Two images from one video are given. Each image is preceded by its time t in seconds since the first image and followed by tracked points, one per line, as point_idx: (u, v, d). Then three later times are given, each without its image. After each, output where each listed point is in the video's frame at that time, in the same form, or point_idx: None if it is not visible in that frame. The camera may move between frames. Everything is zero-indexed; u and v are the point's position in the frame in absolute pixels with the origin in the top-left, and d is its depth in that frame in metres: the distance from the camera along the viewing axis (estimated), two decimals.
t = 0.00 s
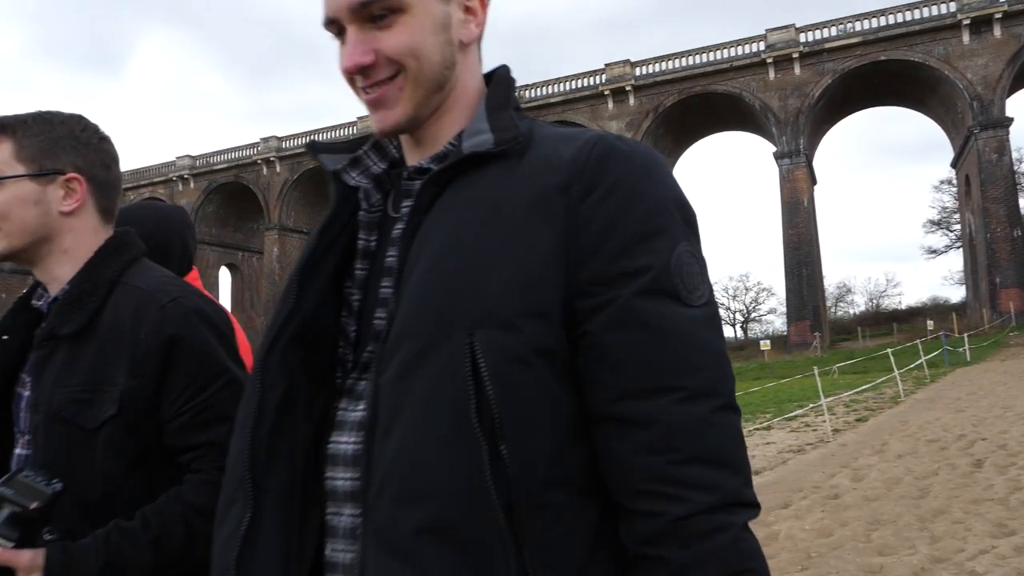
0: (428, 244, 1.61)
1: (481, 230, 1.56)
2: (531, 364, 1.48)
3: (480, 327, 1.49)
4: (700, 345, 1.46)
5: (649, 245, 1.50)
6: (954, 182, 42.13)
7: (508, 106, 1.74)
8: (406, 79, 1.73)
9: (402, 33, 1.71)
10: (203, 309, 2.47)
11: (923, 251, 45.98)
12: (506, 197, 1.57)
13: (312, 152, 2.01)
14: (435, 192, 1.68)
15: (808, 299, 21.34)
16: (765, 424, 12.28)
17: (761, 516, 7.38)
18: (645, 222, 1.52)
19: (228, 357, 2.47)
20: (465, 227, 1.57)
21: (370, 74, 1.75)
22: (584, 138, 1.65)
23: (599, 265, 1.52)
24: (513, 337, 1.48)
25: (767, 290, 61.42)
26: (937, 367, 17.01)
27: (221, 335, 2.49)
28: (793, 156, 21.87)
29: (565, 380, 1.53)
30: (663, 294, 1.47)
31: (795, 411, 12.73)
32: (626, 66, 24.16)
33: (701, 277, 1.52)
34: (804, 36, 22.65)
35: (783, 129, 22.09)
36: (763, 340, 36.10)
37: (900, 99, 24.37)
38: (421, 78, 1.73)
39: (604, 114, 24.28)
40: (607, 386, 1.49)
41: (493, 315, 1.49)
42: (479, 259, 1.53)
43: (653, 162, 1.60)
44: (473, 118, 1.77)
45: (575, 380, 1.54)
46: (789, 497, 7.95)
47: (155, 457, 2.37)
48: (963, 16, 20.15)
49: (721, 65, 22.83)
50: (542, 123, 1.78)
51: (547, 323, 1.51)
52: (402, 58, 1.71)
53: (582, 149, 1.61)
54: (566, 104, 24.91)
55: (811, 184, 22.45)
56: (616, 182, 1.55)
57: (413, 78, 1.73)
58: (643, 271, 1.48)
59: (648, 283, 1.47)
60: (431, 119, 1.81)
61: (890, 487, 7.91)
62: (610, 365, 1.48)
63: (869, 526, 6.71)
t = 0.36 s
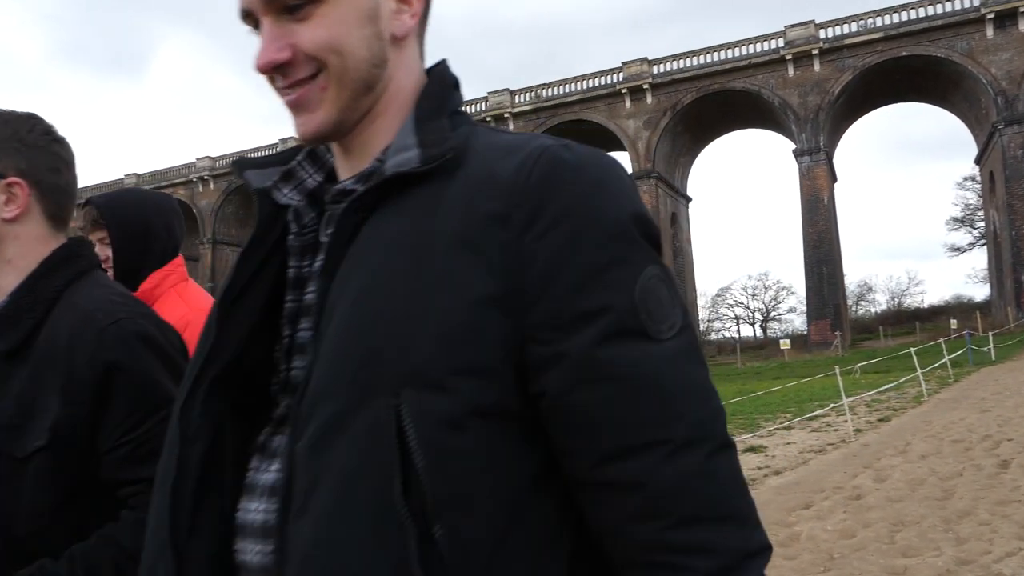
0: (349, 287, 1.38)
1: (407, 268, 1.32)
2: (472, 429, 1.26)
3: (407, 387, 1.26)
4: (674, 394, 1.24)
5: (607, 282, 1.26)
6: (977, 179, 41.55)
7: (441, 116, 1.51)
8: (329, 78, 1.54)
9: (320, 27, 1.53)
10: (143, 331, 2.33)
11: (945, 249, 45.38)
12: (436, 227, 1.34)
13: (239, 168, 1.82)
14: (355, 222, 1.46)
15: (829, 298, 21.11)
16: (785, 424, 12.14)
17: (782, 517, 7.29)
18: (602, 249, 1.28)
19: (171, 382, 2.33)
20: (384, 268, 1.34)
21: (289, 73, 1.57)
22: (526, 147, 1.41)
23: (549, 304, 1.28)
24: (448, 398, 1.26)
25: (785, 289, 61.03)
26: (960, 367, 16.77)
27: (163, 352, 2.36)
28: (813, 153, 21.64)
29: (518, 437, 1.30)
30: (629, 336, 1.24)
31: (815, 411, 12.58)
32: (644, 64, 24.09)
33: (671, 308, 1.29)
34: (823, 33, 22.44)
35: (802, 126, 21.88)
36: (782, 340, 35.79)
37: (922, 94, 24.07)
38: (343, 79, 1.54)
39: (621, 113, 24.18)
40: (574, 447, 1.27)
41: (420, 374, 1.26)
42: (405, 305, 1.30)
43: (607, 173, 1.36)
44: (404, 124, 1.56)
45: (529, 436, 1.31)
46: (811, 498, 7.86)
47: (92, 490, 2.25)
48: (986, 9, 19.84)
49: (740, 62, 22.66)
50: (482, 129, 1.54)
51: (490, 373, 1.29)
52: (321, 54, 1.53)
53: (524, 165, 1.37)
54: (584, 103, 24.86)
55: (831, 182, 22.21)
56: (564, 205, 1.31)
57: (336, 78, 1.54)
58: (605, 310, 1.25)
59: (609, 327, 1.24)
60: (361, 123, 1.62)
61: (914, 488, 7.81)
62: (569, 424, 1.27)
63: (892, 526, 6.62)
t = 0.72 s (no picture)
0: (232, 344, 1.17)
1: (289, 327, 1.11)
2: (364, 524, 1.01)
3: (285, 472, 1.05)
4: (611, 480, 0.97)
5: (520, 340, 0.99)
6: (1001, 176, 40.91)
7: (348, 122, 1.26)
8: (216, 75, 1.34)
9: (203, 15, 1.32)
10: (63, 349, 2.30)
11: (969, 247, 44.72)
12: (321, 270, 1.11)
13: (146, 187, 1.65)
14: (245, 256, 1.26)
15: (849, 297, 20.94)
16: (805, 424, 12.03)
17: (802, 517, 7.23)
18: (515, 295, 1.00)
19: (94, 409, 2.30)
20: (266, 322, 1.14)
21: (174, 68, 1.38)
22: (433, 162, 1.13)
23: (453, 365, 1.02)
24: (333, 484, 1.02)
25: (805, 287, 60.61)
26: (984, 366, 16.54)
27: (88, 376, 2.32)
28: (832, 151, 21.44)
29: (428, 527, 1.04)
30: (551, 406, 0.97)
31: (835, 411, 12.46)
32: (661, 62, 24.02)
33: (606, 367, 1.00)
34: (843, 29, 22.22)
35: (821, 123, 21.69)
36: (802, 339, 35.53)
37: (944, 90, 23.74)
38: (233, 76, 1.33)
39: (638, 111, 24.10)
40: (496, 541, 1.02)
41: (298, 457, 1.04)
42: (288, 371, 1.09)
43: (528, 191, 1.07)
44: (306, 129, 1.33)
45: (446, 519, 1.06)
46: (832, 499, 7.79)
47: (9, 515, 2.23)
48: (1009, 4, 19.53)
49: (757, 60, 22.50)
50: (398, 138, 1.27)
51: (384, 450, 1.04)
52: (205, 46, 1.32)
53: (425, 187, 1.09)
54: (601, 102, 24.83)
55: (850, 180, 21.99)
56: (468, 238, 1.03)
57: (226, 75, 1.33)
58: (521, 373, 0.98)
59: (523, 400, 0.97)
60: (263, 128, 1.40)
61: (937, 488, 7.72)
62: (484, 513, 1.01)
63: (916, 528, 6.54)
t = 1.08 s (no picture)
0: (53, 345, 0.98)
1: (115, 330, 0.92)
2: None
3: (96, 503, 0.86)
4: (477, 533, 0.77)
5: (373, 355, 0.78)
6: (1022, 174, 40.43)
7: (218, 86, 1.03)
8: (57, 31, 1.12)
9: None
10: None
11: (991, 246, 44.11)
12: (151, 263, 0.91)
13: (10, 173, 1.54)
14: (84, 241, 1.06)
15: (868, 296, 20.75)
16: (824, 425, 11.93)
17: (821, 518, 7.16)
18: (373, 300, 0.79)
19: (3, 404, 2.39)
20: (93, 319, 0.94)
21: (15, 25, 1.18)
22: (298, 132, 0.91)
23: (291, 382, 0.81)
24: (137, 532, 0.83)
25: (823, 286, 60.18)
26: (1005, 366, 16.36)
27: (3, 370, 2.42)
28: (849, 149, 21.24)
29: None
30: (409, 439, 0.77)
31: (854, 411, 12.35)
32: (675, 61, 23.93)
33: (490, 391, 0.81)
34: (860, 26, 22.02)
35: (839, 121, 21.50)
36: (820, 339, 35.26)
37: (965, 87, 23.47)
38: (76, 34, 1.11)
39: (653, 111, 24.04)
40: None
41: (108, 489, 0.85)
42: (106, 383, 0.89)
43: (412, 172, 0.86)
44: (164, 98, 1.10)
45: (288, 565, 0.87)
46: (852, 500, 7.72)
47: None
48: None
49: (774, 57, 22.36)
50: (283, 108, 1.02)
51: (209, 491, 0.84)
52: None
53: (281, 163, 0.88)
54: (616, 101, 24.77)
55: (868, 178, 21.78)
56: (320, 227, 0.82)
57: (68, 33, 1.11)
58: (365, 404, 0.77)
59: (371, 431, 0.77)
60: (122, 96, 1.16)
61: (958, 489, 7.65)
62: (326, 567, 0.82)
63: (938, 530, 6.47)
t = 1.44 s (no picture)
0: None
1: None
2: None
3: None
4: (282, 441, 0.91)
5: (157, 465, 0.83)
6: None
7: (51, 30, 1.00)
8: None
9: None
10: None
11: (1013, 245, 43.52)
12: None
13: None
14: None
15: (887, 296, 20.51)
16: (843, 425, 11.81)
17: (841, 520, 7.09)
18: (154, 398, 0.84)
19: None
20: None
21: None
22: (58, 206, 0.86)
23: (73, 535, 0.80)
24: None
25: (841, 285, 59.62)
26: None
27: None
28: (869, 147, 21.01)
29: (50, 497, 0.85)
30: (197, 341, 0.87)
31: (874, 412, 12.21)
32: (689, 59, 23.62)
33: (283, 435, 0.90)
34: (879, 22, 21.78)
35: (857, 119, 21.29)
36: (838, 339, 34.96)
37: (986, 83, 23.15)
38: None
39: (669, 109, 23.94)
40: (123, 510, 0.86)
41: None
42: None
43: (199, 227, 0.90)
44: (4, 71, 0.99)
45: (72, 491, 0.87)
46: (872, 501, 7.65)
47: None
48: None
49: (791, 55, 22.16)
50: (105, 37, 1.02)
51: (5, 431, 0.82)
52: None
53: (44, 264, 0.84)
54: (631, 100, 24.66)
55: (887, 175, 21.53)
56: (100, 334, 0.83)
57: None
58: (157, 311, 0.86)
59: (170, 532, 0.83)
60: None
61: (982, 490, 7.56)
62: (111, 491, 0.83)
63: (961, 532, 6.39)
